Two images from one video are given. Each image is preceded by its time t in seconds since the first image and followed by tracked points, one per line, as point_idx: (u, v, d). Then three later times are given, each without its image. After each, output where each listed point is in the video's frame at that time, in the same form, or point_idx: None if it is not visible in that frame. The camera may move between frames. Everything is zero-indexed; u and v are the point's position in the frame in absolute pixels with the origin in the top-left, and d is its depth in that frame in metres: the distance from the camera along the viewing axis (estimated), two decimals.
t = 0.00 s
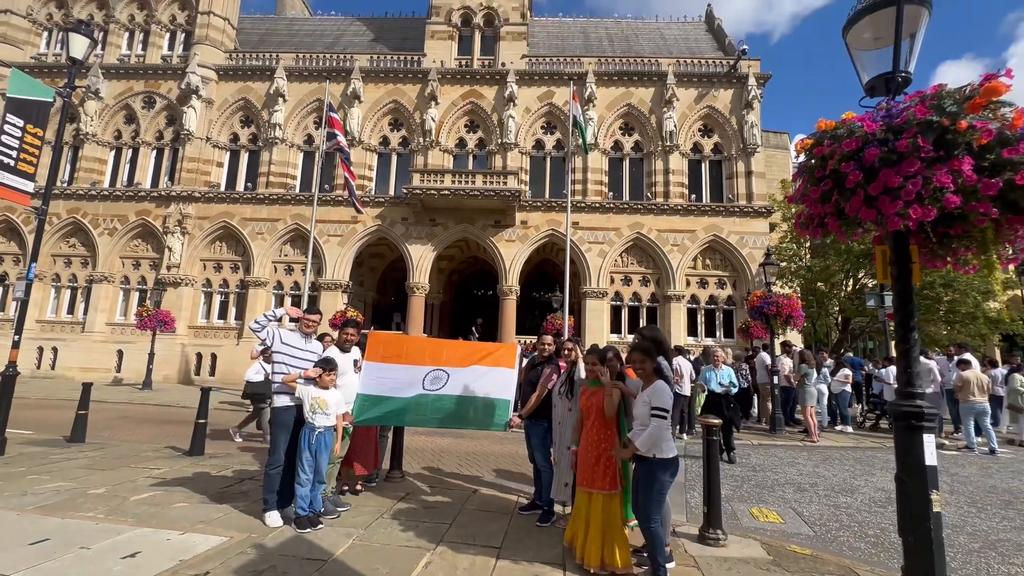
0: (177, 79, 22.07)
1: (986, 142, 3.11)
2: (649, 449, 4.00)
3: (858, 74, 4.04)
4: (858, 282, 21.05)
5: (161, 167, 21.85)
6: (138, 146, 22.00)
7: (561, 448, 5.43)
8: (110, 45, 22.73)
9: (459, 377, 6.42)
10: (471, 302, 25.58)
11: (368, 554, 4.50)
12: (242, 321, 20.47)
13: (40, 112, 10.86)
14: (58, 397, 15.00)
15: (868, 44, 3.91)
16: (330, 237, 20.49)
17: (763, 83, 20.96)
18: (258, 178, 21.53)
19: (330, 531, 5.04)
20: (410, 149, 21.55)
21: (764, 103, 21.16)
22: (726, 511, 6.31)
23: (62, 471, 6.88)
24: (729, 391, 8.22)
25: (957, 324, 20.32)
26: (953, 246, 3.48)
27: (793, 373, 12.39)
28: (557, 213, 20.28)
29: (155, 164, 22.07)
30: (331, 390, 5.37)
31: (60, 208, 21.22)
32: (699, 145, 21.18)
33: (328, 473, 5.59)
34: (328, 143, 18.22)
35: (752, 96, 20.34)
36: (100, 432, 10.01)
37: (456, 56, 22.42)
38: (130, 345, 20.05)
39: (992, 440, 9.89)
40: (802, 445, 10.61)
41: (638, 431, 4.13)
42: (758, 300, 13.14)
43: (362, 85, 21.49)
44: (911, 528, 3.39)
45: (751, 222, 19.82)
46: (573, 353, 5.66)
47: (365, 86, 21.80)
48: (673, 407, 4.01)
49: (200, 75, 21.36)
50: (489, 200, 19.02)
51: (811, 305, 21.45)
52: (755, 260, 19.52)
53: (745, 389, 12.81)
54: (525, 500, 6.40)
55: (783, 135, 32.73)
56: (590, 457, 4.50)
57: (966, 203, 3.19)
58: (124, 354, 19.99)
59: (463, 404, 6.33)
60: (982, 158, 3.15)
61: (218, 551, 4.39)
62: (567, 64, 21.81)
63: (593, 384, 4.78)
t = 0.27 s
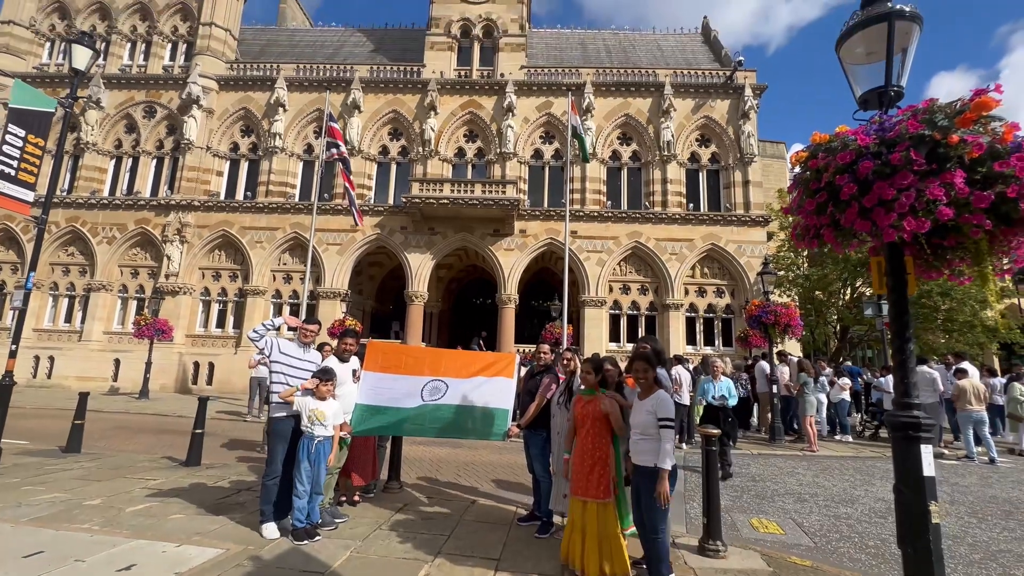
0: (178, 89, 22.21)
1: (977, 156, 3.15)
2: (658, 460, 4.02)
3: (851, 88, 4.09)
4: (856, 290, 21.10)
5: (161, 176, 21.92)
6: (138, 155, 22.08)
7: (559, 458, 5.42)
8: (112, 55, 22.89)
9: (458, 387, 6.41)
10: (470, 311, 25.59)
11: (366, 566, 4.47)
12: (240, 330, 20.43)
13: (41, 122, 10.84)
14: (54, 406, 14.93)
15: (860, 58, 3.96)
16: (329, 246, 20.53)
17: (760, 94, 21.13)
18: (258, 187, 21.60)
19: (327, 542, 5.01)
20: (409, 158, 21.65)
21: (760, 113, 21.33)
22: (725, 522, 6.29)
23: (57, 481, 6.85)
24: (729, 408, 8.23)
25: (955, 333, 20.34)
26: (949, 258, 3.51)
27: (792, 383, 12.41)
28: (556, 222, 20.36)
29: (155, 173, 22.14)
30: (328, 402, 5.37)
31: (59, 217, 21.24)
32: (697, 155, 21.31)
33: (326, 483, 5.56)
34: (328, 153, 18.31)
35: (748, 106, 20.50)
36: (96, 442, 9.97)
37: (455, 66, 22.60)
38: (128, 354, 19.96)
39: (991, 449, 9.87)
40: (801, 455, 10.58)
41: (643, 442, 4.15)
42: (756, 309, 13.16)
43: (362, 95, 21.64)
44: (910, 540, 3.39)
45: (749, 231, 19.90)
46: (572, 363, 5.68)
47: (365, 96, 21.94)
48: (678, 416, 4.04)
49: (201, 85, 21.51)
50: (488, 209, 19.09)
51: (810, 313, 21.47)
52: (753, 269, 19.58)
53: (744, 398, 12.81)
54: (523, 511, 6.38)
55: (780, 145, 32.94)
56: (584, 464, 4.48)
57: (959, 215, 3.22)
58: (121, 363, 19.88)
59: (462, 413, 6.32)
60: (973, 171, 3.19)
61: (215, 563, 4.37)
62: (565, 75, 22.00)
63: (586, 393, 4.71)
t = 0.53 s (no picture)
0: (174, 93, 22.20)
1: (970, 161, 3.18)
2: (660, 463, 4.06)
3: (846, 93, 4.12)
4: (852, 293, 21.16)
5: (157, 180, 21.88)
6: (134, 159, 22.04)
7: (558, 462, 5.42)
8: (109, 59, 22.86)
9: (457, 392, 6.42)
10: (468, 314, 25.59)
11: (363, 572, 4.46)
12: (237, 334, 20.38)
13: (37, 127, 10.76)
14: (49, 411, 14.85)
15: (854, 64, 3.99)
16: (326, 249, 20.51)
17: (755, 98, 21.24)
18: (255, 191, 21.59)
19: (324, 548, 4.99)
20: (406, 162, 21.67)
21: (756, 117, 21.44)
22: (723, 526, 6.29)
23: (51, 488, 6.81)
24: (726, 409, 8.21)
25: (950, 335, 20.41)
26: (943, 261, 3.53)
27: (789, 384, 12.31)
28: (553, 225, 20.39)
29: (151, 177, 22.10)
30: (326, 407, 5.34)
31: (54, 221, 21.17)
32: (693, 158, 21.38)
33: (323, 489, 5.55)
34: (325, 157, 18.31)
35: (744, 110, 20.60)
36: (92, 448, 9.92)
37: (453, 70, 22.65)
38: (123, 359, 19.88)
39: (987, 451, 9.89)
40: (799, 457, 10.60)
41: (642, 445, 4.14)
42: (753, 312, 13.20)
43: (359, 99, 21.66)
44: (907, 544, 3.39)
45: (745, 234, 19.96)
46: (570, 366, 5.69)
47: (362, 100, 21.95)
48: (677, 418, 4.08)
49: (198, 89, 21.50)
50: (485, 213, 19.12)
51: (806, 316, 21.53)
52: (750, 271, 19.63)
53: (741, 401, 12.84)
54: (522, 515, 6.37)
55: (776, 148, 33.09)
56: (582, 468, 4.49)
57: (953, 219, 3.24)
58: (116, 368, 19.79)
59: (460, 418, 6.32)
60: (966, 176, 3.22)
61: (211, 569, 4.35)
62: (562, 79, 22.07)
63: (586, 396, 4.79)
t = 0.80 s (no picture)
0: (167, 91, 22.05)
1: (967, 155, 3.19)
2: (658, 458, 4.05)
3: (842, 88, 4.12)
4: (846, 290, 21.26)
5: (150, 179, 21.73)
6: (127, 158, 21.88)
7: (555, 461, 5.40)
8: (100, 57, 22.68)
9: (452, 390, 6.39)
10: (464, 313, 25.56)
11: (359, 572, 4.43)
12: (231, 334, 20.27)
13: (26, 125, 10.65)
14: (40, 412, 14.73)
15: (850, 59, 4.00)
16: (321, 248, 20.42)
17: (750, 96, 21.29)
18: (249, 189, 21.47)
19: (320, 548, 4.96)
20: (402, 161, 21.60)
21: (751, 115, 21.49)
22: (720, 523, 6.29)
23: (42, 490, 6.74)
24: (723, 407, 8.20)
25: (944, 332, 20.54)
26: (939, 256, 3.53)
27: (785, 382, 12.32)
28: (549, 223, 20.38)
29: (144, 176, 21.95)
30: (321, 406, 5.32)
31: (46, 220, 21.00)
32: (688, 157, 21.41)
33: (319, 488, 5.52)
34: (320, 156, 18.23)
35: (739, 109, 20.65)
36: (84, 450, 9.84)
37: (448, 69, 22.59)
38: (116, 359, 19.74)
39: (981, 446, 9.95)
40: (794, 454, 10.63)
41: (640, 441, 4.15)
42: (749, 310, 13.24)
43: (354, 98, 21.57)
44: (905, 538, 3.39)
45: (741, 232, 20.02)
46: (567, 364, 5.69)
47: (357, 99, 21.85)
48: (673, 415, 4.08)
49: (191, 88, 21.36)
50: (481, 212, 19.10)
51: (801, 313, 21.62)
52: (745, 269, 19.69)
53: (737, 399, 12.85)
54: (519, 514, 6.36)
55: (771, 147, 33.19)
56: (580, 466, 4.48)
57: (950, 214, 3.24)
58: (109, 369, 19.65)
59: (456, 417, 6.30)
60: (963, 170, 3.22)
61: (205, 570, 4.32)
62: (558, 78, 22.05)
63: (585, 394, 4.76)
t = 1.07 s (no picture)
0: (157, 87, 21.85)
1: (959, 151, 3.21)
2: (651, 453, 4.07)
3: (836, 84, 4.14)
4: (838, 286, 21.41)
5: (141, 176, 21.55)
6: (117, 154, 21.67)
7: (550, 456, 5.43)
8: (89, 52, 22.43)
9: (448, 388, 6.40)
10: (459, 310, 25.55)
11: (356, 569, 4.43)
12: (225, 332, 20.17)
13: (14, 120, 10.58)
14: (31, 412, 14.61)
15: (844, 55, 4.02)
16: (315, 245, 20.33)
17: (744, 93, 21.35)
18: (241, 186, 21.34)
19: (316, 546, 4.96)
20: (396, 157, 21.52)
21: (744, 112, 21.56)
22: (715, 517, 6.35)
23: (33, 490, 6.70)
24: (714, 405, 8.22)
25: (934, 327, 20.74)
26: (931, 252, 3.57)
27: (779, 377, 12.42)
28: (544, 220, 20.38)
29: (134, 172, 21.76)
30: (317, 403, 5.29)
31: (34, 218, 20.78)
32: (683, 153, 21.45)
33: (314, 486, 5.51)
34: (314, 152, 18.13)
35: (733, 105, 20.72)
36: (75, 449, 9.77)
37: (442, 65, 22.50)
38: (108, 358, 19.61)
39: (970, 439, 10.07)
40: (787, 449, 10.72)
41: (634, 436, 4.17)
42: (743, 305, 13.32)
43: (347, 94, 21.45)
44: (897, 531, 3.44)
45: (734, 229, 20.11)
46: (563, 361, 5.73)
47: (350, 94, 21.73)
48: (668, 410, 4.11)
49: (182, 83, 21.17)
50: (476, 208, 19.07)
51: (794, 309, 21.77)
52: (739, 266, 19.78)
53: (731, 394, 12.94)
54: (515, 510, 6.38)
55: (764, 143, 33.31)
56: (576, 461, 4.53)
57: (942, 210, 3.28)
58: (100, 368, 19.51)
59: (452, 414, 6.30)
60: (956, 166, 3.25)
61: (200, 569, 4.31)
62: (552, 74, 22.01)
63: (583, 390, 4.77)
